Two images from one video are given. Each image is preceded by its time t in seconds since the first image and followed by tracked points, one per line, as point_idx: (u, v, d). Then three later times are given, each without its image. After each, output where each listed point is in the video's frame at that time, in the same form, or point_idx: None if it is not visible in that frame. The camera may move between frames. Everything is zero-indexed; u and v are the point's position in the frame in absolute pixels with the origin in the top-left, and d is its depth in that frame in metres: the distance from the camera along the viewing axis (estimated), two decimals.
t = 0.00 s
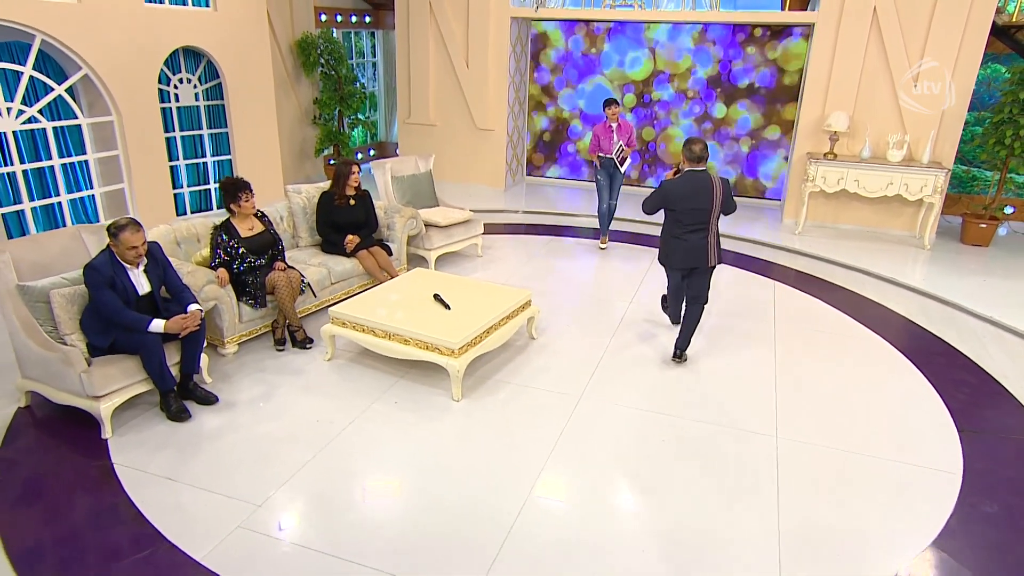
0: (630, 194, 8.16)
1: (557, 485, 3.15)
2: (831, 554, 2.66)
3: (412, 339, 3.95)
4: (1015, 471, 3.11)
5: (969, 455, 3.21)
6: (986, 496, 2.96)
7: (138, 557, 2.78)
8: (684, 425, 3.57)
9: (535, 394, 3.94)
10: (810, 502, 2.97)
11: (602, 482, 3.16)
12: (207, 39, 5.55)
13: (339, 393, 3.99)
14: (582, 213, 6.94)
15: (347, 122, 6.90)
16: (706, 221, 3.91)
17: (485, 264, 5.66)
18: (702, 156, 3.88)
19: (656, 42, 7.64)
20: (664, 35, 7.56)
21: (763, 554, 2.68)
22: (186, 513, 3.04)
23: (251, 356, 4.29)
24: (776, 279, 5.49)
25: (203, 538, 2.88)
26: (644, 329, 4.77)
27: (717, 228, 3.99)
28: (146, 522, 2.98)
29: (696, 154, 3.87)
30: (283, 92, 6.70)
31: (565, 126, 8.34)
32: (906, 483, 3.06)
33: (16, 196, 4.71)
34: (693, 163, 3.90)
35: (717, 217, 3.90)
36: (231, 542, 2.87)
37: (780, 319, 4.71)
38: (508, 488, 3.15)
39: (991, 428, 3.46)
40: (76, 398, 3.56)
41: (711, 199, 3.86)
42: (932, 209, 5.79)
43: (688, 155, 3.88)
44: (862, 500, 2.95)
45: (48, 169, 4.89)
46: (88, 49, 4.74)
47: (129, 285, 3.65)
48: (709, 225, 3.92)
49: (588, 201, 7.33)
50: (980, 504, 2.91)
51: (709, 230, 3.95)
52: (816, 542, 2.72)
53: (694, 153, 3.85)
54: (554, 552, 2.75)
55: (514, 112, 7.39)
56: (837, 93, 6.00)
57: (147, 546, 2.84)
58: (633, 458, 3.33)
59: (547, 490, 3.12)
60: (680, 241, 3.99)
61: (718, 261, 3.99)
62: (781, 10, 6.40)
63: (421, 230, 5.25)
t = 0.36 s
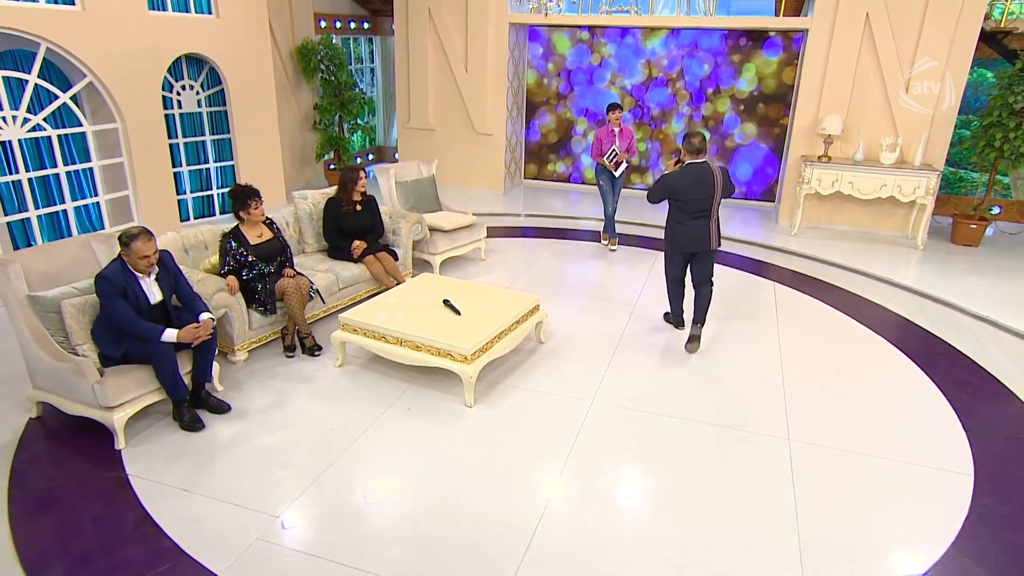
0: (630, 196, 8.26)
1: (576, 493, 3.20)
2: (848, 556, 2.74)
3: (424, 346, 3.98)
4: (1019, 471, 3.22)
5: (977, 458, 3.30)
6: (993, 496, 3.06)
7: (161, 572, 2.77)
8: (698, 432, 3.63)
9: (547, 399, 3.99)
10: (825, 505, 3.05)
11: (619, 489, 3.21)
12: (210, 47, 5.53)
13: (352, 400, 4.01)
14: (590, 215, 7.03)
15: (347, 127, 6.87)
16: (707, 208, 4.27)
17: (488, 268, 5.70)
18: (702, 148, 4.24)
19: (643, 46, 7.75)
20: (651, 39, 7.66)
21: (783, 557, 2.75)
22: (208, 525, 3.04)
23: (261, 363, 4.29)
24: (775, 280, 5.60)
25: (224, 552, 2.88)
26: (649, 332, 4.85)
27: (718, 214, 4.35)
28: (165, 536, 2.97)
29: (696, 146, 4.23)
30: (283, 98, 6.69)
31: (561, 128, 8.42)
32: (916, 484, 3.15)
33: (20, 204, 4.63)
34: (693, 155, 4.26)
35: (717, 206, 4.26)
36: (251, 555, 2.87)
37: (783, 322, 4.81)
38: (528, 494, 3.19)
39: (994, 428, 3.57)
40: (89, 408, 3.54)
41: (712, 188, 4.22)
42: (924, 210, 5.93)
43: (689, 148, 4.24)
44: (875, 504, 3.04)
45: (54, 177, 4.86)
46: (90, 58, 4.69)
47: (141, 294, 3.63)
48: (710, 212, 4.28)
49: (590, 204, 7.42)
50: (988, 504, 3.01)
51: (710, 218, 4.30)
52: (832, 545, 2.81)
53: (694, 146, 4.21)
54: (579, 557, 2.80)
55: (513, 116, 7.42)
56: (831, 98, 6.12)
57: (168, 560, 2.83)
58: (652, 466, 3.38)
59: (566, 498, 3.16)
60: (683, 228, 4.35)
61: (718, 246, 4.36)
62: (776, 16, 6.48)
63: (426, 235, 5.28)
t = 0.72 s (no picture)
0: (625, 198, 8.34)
1: (592, 497, 3.23)
2: (861, 556, 2.81)
3: (432, 351, 3.99)
4: (1017, 467, 3.33)
5: (979, 456, 3.41)
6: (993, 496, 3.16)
7: None
8: (708, 436, 3.68)
9: (555, 403, 4.03)
10: (833, 505, 3.12)
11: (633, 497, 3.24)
12: (203, 52, 5.48)
13: (360, 406, 4.00)
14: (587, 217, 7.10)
15: (341, 131, 6.82)
16: (706, 202, 4.58)
17: (487, 271, 5.72)
18: (698, 144, 4.49)
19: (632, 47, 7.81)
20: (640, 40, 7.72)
21: (798, 559, 2.81)
22: (223, 538, 3.02)
23: (265, 371, 4.26)
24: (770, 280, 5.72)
25: (241, 565, 2.86)
26: (651, 334, 4.91)
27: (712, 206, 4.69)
28: (180, 551, 2.94)
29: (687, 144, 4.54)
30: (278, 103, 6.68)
31: (556, 130, 8.48)
32: (920, 483, 3.24)
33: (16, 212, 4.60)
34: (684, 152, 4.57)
35: (714, 199, 4.58)
36: (269, 568, 2.85)
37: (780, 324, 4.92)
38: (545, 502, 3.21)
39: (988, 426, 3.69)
40: (95, 421, 3.49)
41: (711, 183, 4.52)
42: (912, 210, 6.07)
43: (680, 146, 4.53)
44: (883, 505, 3.11)
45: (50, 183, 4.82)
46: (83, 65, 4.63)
47: (146, 304, 3.58)
48: (708, 205, 4.60)
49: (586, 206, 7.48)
50: (988, 501, 3.11)
51: (708, 210, 4.62)
52: (845, 546, 2.86)
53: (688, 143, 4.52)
54: (600, 565, 2.82)
55: (506, 119, 7.43)
56: (820, 100, 6.26)
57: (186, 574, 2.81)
58: (665, 471, 3.41)
59: (584, 507, 3.17)
60: (684, 222, 4.63)
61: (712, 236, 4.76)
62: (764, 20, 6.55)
63: (425, 239, 5.28)
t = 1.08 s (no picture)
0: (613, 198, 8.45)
1: (606, 500, 3.29)
2: (870, 551, 2.91)
3: (437, 357, 4.01)
4: (1009, 460, 3.49)
5: (974, 453, 3.55)
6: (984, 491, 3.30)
7: None
8: (714, 437, 3.77)
9: (560, 405, 4.09)
10: (839, 502, 3.22)
11: (641, 499, 3.30)
12: (194, 58, 5.43)
13: (366, 413, 4.01)
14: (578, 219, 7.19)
15: (331, 135, 6.79)
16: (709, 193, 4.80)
17: (483, 274, 5.77)
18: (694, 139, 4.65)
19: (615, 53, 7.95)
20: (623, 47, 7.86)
21: (808, 557, 2.90)
22: (237, 550, 3.01)
23: (268, 379, 4.24)
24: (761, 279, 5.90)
25: None
26: (648, 334, 5.00)
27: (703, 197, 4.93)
28: (195, 566, 2.91)
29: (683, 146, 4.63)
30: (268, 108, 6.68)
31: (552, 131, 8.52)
32: (915, 478, 3.37)
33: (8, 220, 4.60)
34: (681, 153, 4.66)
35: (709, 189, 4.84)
36: None
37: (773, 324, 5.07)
38: (558, 506, 3.25)
39: (976, 422, 3.85)
40: (100, 434, 3.44)
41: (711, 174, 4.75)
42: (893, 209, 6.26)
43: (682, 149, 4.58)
44: (883, 500, 3.23)
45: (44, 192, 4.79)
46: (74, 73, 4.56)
47: (150, 314, 3.55)
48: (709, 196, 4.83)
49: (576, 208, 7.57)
50: (981, 494, 3.24)
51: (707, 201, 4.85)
52: (854, 543, 2.96)
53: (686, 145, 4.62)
54: (616, 567, 2.87)
55: (496, 122, 7.47)
56: (804, 103, 6.42)
57: None
58: (675, 472, 3.49)
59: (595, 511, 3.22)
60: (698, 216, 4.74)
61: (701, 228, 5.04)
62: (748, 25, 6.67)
63: (422, 243, 5.31)
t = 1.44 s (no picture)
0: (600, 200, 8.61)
1: (617, 500, 3.38)
2: (873, 545, 3.05)
3: (441, 362, 4.05)
4: (994, 451, 3.69)
5: (962, 446, 3.74)
6: (971, 481, 3.46)
7: None
8: (716, 436, 3.90)
9: (563, 406, 4.18)
10: (840, 498, 3.35)
11: (649, 497, 3.40)
12: (185, 65, 5.40)
13: (372, 418, 4.04)
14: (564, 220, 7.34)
15: (320, 141, 6.78)
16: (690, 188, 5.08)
17: (478, 277, 5.86)
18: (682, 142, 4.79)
19: (594, 56, 8.10)
20: (602, 50, 8.00)
21: (815, 552, 3.02)
22: (254, 561, 3.01)
23: (271, 386, 4.24)
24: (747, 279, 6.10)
25: None
26: (643, 335, 5.12)
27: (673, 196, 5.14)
28: None
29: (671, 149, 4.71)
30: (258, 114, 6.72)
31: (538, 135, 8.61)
32: (909, 472, 3.54)
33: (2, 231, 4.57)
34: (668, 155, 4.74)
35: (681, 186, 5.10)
36: None
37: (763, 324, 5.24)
38: (572, 507, 3.33)
39: (960, 415, 4.03)
40: (106, 447, 3.41)
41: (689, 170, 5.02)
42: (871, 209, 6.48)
43: (677, 152, 4.67)
44: (881, 494, 3.38)
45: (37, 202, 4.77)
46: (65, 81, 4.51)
47: (155, 326, 3.52)
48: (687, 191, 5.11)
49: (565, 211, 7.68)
50: (971, 485, 3.42)
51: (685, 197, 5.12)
52: (858, 537, 3.09)
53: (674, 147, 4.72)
54: (633, 565, 2.96)
55: (485, 128, 7.55)
56: (785, 106, 6.61)
57: None
58: (682, 471, 3.60)
59: (606, 510, 3.31)
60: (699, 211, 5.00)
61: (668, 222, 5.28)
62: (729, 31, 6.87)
63: (418, 247, 5.33)
